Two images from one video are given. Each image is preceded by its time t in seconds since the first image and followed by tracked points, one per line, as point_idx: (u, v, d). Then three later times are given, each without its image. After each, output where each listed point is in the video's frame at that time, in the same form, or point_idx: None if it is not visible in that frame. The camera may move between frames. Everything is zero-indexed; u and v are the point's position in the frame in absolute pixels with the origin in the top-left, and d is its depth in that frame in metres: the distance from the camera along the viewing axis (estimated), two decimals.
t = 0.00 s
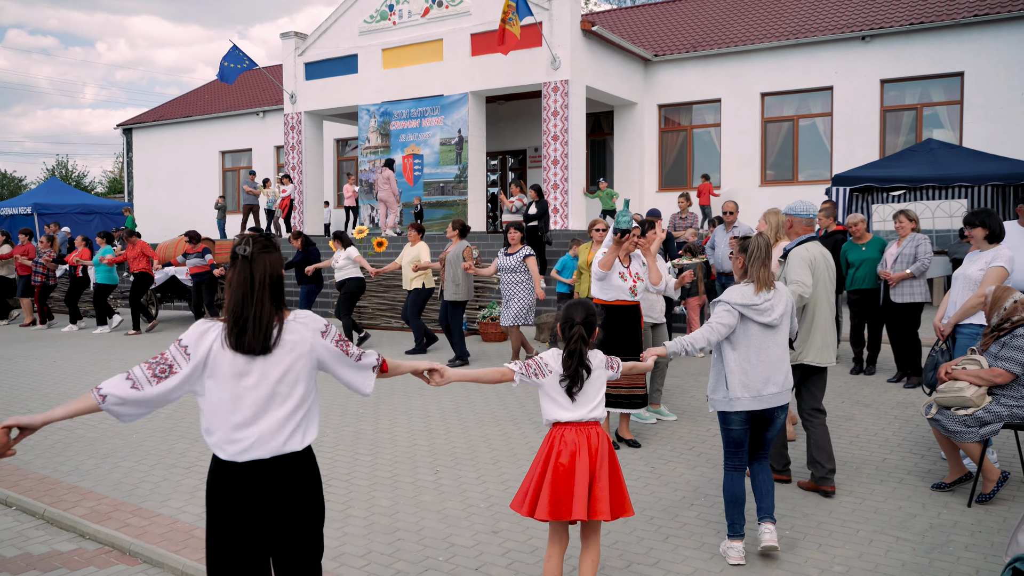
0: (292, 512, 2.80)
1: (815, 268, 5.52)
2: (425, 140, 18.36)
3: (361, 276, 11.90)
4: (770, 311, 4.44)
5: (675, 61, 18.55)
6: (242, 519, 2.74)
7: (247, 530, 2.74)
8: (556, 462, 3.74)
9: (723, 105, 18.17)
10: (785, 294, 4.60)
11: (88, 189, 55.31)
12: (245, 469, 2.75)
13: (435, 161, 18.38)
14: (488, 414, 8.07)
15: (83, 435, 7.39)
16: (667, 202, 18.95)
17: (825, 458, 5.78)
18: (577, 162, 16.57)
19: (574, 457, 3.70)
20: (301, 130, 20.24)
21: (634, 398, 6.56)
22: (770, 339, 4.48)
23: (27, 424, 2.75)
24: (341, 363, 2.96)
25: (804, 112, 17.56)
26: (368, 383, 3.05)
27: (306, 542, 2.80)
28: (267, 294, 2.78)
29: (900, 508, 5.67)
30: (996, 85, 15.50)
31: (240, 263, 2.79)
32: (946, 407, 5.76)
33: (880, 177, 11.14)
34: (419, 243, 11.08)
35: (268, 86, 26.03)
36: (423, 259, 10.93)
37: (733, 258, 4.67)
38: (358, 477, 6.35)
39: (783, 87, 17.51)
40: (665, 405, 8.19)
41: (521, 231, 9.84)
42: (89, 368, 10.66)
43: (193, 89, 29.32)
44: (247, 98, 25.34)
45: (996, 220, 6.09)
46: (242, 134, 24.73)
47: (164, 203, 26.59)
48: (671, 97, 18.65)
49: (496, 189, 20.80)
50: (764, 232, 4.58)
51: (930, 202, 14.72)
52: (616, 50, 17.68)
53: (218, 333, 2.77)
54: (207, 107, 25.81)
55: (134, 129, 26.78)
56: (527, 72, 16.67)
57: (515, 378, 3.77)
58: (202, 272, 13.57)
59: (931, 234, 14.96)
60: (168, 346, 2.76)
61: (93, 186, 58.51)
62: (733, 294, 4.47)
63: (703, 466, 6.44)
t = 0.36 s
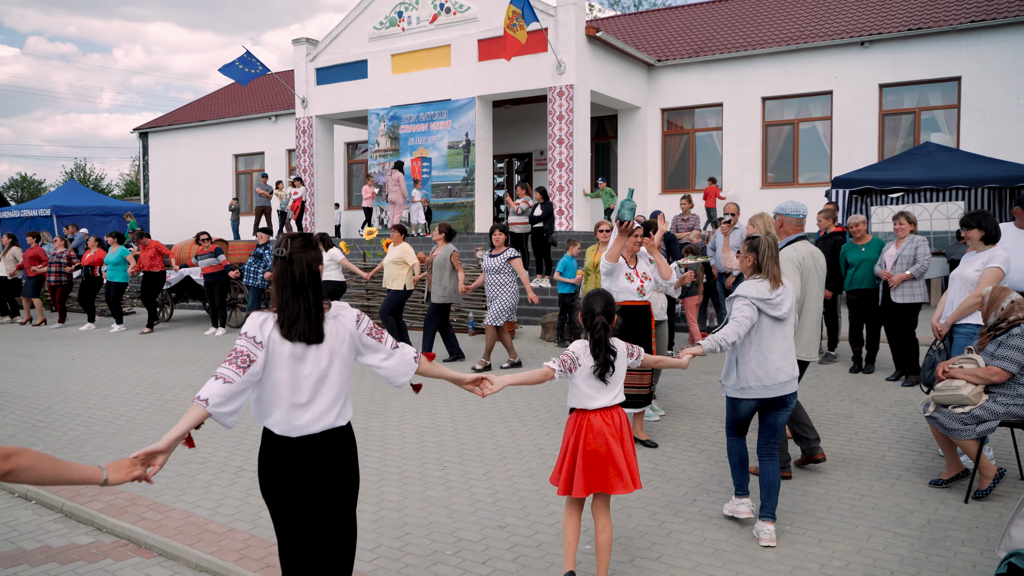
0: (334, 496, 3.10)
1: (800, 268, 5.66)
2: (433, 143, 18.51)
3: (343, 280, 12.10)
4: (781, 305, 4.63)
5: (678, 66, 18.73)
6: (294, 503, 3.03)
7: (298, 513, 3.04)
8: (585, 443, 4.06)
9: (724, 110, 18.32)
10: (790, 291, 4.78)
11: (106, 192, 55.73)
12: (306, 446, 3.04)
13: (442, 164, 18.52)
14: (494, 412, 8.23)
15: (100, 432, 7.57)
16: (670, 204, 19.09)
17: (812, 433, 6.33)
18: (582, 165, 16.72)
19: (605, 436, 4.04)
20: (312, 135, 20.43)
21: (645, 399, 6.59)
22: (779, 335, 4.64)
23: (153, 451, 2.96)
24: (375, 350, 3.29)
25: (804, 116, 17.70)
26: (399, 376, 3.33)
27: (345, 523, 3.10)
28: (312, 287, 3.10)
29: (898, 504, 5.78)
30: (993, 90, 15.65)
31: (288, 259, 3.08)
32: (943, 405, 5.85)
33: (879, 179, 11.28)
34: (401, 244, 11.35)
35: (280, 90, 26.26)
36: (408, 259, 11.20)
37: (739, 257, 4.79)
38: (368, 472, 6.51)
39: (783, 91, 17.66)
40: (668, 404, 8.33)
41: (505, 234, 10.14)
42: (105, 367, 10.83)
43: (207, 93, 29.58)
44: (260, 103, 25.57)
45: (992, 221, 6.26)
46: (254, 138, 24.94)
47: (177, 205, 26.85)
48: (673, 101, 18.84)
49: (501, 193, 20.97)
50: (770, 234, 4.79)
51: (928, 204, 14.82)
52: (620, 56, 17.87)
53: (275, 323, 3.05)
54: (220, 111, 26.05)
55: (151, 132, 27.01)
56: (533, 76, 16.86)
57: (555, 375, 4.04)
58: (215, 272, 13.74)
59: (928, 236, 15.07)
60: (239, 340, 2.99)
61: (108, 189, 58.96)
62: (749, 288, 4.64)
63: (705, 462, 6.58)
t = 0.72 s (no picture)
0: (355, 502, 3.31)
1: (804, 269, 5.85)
2: (440, 149, 18.67)
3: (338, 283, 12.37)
4: (781, 298, 4.85)
5: (678, 73, 18.90)
6: (319, 507, 3.26)
7: (319, 516, 3.27)
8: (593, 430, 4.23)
9: (724, 116, 18.47)
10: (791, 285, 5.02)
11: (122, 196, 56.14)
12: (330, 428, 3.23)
13: (449, 168, 18.68)
14: (498, 411, 8.39)
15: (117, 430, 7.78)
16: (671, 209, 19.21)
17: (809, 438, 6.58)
18: (586, 170, 16.90)
19: (612, 425, 4.21)
20: (322, 140, 20.63)
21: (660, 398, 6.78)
22: (780, 326, 4.85)
23: (146, 401, 3.29)
24: (395, 336, 3.46)
25: (802, 122, 17.85)
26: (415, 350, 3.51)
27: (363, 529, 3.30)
28: (330, 279, 3.26)
29: (894, 500, 5.84)
30: (987, 97, 15.75)
31: (308, 254, 3.27)
32: (939, 404, 5.94)
33: (875, 184, 11.42)
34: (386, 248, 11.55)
35: (291, 97, 26.47)
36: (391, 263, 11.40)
37: (746, 250, 4.99)
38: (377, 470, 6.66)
39: (781, 98, 17.81)
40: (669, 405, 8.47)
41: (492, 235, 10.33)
42: (121, 366, 11.05)
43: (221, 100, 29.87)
44: (271, 109, 25.79)
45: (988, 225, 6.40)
46: (266, 143, 25.16)
47: (190, 209, 27.12)
48: (674, 108, 19.00)
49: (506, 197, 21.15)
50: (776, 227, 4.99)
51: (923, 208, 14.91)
52: (622, 63, 18.04)
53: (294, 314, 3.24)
54: (233, 117, 26.29)
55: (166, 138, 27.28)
56: (537, 83, 17.04)
57: (559, 353, 4.29)
58: (227, 274, 13.96)
59: (924, 239, 15.18)
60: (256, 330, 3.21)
61: (125, 193, 59.42)
62: (751, 282, 4.83)
63: (705, 460, 6.71)
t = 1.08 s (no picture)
0: (373, 498, 3.36)
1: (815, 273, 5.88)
2: (444, 152, 18.76)
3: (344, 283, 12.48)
4: (802, 300, 4.95)
5: (680, 77, 18.97)
6: (331, 507, 3.30)
7: (335, 514, 3.32)
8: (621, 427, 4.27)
9: (726, 119, 18.53)
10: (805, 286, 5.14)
11: (129, 200, 56.37)
12: (361, 426, 3.31)
13: (453, 171, 18.79)
14: (502, 411, 8.47)
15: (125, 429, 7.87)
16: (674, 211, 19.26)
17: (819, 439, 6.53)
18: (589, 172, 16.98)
19: (640, 419, 4.27)
20: (328, 143, 20.74)
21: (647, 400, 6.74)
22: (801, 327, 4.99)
23: (215, 423, 3.38)
24: (427, 337, 3.54)
25: (804, 125, 17.89)
26: (450, 357, 3.59)
27: (387, 521, 3.34)
28: (367, 283, 3.34)
29: (895, 500, 5.86)
30: (988, 100, 15.77)
31: (342, 256, 3.33)
32: (939, 405, 5.95)
33: (875, 186, 11.47)
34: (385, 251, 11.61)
35: (297, 100, 26.61)
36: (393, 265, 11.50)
37: (761, 253, 5.04)
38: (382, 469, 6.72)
39: (783, 101, 17.85)
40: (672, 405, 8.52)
41: (485, 236, 10.32)
42: (129, 366, 11.15)
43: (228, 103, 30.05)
44: (277, 112, 25.92)
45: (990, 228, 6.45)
46: (272, 146, 25.28)
47: (197, 212, 27.28)
48: (676, 111, 19.06)
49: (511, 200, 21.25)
50: (790, 231, 5.07)
51: (924, 210, 14.94)
52: (625, 67, 18.11)
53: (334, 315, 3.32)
54: (239, 120, 26.43)
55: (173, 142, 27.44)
56: (540, 87, 17.11)
57: (586, 356, 4.33)
58: (235, 275, 14.05)
59: (925, 241, 15.21)
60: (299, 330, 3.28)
61: (133, 196, 59.71)
62: (777, 287, 4.90)
63: (707, 460, 6.76)
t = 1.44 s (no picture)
0: (402, 507, 3.32)
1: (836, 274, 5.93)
2: (453, 152, 18.77)
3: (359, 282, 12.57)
4: (833, 295, 4.98)
5: (688, 77, 18.93)
6: (364, 510, 3.25)
7: (367, 519, 3.27)
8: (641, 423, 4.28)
9: (735, 119, 18.48)
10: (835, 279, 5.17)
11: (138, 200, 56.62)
12: (395, 424, 3.25)
13: (461, 171, 18.81)
14: (510, 411, 8.47)
15: (132, 428, 7.91)
16: (682, 211, 19.22)
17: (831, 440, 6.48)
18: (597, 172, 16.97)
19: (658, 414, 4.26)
20: (336, 143, 20.79)
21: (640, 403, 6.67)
22: (830, 322, 5.01)
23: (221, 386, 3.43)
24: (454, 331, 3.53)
25: (813, 125, 17.83)
26: (476, 349, 3.61)
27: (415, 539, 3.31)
28: (397, 282, 3.27)
29: (905, 502, 5.82)
30: (998, 99, 15.68)
31: (377, 256, 3.28)
32: (949, 407, 5.87)
33: (884, 186, 11.42)
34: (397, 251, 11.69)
35: (305, 101, 26.69)
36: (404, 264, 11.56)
37: (794, 249, 5.03)
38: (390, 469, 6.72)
39: (792, 101, 17.79)
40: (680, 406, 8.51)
41: (495, 234, 10.35)
42: (137, 365, 11.19)
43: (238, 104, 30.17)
44: (286, 113, 26.00)
45: (1001, 227, 6.37)
46: (280, 147, 25.35)
47: (206, 212, 27.39)
48: (685, 111, 19.02)
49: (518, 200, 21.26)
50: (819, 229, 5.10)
51: (934, 211, 14.86)
52: (633, 67, 18.09)
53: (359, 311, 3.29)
54: (248, 121, 26.52)
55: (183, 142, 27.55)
56: (548, 87, 17.11)
57: (612, 349, 4.33)
58: (246, 276, 14.08)
59: (935, 241, 15.13)
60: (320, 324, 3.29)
61: (142, 196, 59.99)
62: (809, 281, 4.90)
63: (715, 461, 6.74)
